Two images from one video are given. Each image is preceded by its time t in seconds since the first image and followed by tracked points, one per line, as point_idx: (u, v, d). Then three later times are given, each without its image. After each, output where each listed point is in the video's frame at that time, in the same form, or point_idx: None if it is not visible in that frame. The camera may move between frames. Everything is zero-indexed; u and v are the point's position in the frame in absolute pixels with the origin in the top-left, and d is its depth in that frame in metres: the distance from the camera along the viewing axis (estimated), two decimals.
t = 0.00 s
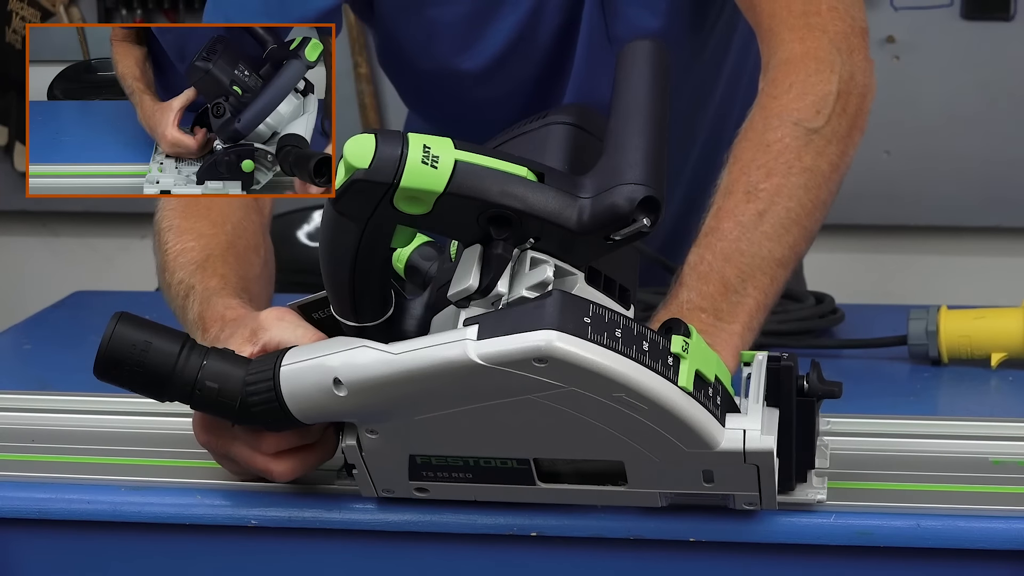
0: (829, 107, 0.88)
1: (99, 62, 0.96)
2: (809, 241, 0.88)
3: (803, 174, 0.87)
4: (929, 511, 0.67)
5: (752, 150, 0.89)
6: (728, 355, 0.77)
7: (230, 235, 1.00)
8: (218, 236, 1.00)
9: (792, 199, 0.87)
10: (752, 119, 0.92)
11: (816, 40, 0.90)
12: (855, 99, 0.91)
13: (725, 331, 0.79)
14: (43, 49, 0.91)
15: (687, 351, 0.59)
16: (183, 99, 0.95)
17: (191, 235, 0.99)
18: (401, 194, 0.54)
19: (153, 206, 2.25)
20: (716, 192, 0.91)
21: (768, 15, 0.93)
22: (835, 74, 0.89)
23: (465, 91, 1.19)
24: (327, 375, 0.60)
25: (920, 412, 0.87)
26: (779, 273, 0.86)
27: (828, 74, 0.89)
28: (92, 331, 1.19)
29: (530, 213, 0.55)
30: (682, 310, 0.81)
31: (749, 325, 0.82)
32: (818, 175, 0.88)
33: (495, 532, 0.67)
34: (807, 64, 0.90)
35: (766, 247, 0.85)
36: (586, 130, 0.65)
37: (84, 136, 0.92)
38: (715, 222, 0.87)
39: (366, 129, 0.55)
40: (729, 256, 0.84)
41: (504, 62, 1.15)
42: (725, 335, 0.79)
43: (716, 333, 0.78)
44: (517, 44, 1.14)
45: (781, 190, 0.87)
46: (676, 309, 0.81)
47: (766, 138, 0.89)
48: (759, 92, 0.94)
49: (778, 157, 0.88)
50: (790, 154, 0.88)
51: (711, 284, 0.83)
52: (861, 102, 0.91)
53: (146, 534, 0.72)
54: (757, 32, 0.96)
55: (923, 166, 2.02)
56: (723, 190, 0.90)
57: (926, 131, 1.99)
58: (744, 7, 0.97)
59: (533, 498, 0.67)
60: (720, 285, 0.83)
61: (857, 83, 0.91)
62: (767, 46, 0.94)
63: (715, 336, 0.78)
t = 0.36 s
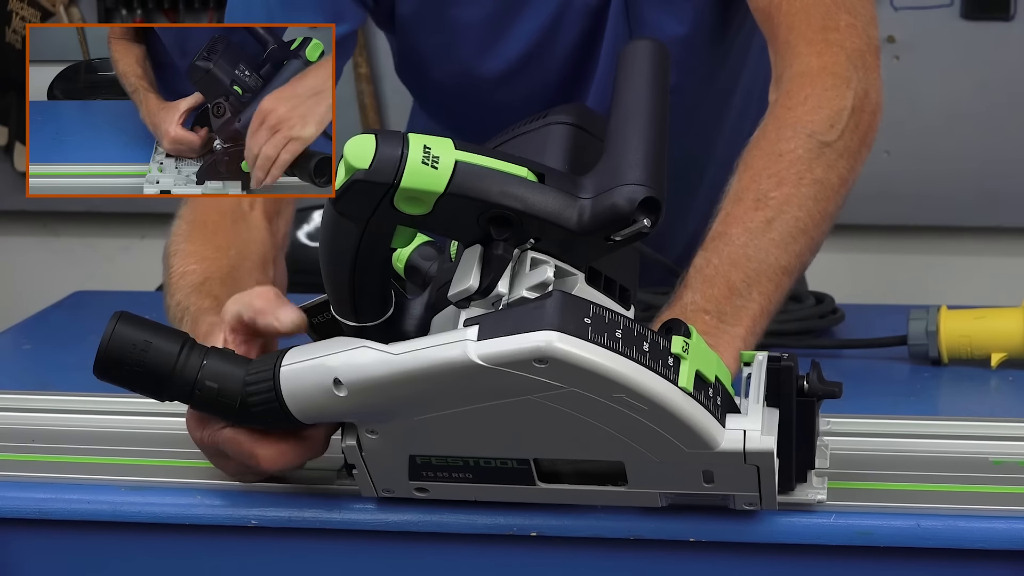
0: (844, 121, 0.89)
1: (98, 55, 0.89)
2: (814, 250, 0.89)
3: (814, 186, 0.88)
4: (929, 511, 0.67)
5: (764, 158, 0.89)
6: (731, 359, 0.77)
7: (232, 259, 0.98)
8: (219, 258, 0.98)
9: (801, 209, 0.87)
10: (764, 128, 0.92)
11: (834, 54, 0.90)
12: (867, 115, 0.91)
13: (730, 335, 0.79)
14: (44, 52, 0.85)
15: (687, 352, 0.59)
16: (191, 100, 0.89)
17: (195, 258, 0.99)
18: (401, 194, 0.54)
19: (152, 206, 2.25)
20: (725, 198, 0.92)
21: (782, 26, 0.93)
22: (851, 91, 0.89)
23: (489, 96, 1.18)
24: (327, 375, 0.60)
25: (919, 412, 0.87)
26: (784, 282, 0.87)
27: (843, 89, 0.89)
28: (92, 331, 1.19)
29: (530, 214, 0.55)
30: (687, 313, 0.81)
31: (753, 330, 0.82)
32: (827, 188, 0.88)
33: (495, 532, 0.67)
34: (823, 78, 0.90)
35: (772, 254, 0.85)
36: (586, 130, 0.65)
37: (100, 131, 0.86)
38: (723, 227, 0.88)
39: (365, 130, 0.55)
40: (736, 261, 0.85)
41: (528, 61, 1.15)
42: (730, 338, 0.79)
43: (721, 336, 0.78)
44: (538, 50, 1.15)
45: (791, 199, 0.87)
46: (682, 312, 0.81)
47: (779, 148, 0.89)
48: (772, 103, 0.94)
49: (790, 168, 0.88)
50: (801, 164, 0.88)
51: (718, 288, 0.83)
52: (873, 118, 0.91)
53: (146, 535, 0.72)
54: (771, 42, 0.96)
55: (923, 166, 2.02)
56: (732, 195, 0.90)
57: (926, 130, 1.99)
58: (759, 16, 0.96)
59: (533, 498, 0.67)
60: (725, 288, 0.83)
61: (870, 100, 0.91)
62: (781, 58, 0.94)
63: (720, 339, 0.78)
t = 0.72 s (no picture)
0: (842, 120, 0.88)
1: (97, 55, 0.87)
2: (814, 249, 0.88)
3: (812, 185, 0.87)
4: (929, 511, 0.67)
5: (763, 158, 0.89)
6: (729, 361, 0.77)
7: (276, 252, 1.02)
8: (264, 253, 1.02)
9: (800, 208, 0.86)
10: (763, 127, 0.92)
11: (832, 52, 0.90)
12: (866, 113, 0.90)
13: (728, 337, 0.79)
14: (44, 52, 0.84)
15: (687, 359, 0.59)
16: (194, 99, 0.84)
17: (240, 254, 1.02)
18: (398, 205, 0.54)
19: (152, 205, 2.24)
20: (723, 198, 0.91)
21: (780, 25, 0.93)
22: (849, 89, 0.89)
23: (492, 101, 1.19)
24: (326, 384, 0.60)
25: (919, 411, 0.87)
26: (783, 281, 0.86)
27: (841, 87, 0.89)
28: (92, 331, 1.19)
29: (529, 223, 0.55)
30: (685, 314, 0.80)
31: (751, 329, 0.82)
32: (826, 186, 0.88)
33: (495, 532, 0.67)
34: (821, 76, 0.89)
35: (771, 254, 0.85)
36: (585, 131, 0.65)
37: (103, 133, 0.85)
38: (722, 227, 0.88)
39: (362, 138, 0.55)
40: (734, 261, 0.84)
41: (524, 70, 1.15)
42: (727, 340, 0.79)
43: (719, 338, 0.78)
44: (540, 53, 1.14)
45: (789, 199, 0.86)
46: (680, 313, 0.81)
47: (777, 147, 0.89)
48: (771, 101, 0.93)
49: (789, 167, 0.87)
50: (800, 163, 0.87)
51: (716, 288, 0.83)
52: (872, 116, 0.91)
53: (145, 534, 0.72)
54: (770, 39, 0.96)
55: (924, 166, 2.01)
56: (731, 195, 0.89)
57: (926, 129, 1.98)
58: (759, 15, 0.96)
59: (533, 499, 0.67)
60: (723, 288, 0.83)
61: (869, 98, 0.91)
62: (780, 56, 0.94)
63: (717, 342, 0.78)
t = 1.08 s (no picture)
0: (840, 111, 0.88)
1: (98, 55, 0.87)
2: (815, 243, 0.88)
3: (811, 178, 0.87)
4: (928, 511, 0.67)
5: (762, 151, 0.89)
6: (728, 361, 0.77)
7: (286, 249, 1.02)
8: (274, 249, 1.01)
9: (799, 202, 0.86)
10: (762, 121, 0.92)
11: (830, 42, 0.89)
12: (866, 103, 0.90)
13: (726, 336, 0.79)
14: (43, 52, 0.84)
15: (686, 364, 0.59)
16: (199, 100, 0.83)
17: (251, 250, 1.02)
18: (396, 213, 0.54)
19: (153, 204, 2.24)
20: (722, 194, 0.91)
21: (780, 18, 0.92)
22: (847, 80, 0.88)
23: (496, 99, 1.19)
24: (325, 389, 0.60)
25: (919, 411, 0.87)
26: (782, 276, 0.86)
27: (839, 78, 0.88)
28: (92, 331, 1.18)
29: (527, 230, 0.55)
30: (684, 313, 0.80)
31: (750, 327, 0.81)
32: (825, 178, 0.88)
33: (495, 532, 0.68)
34: (819, 67, 0.89)
35: (769, 249, 0.84)
36: (585, 133, 0.65)
37: (104, 132, 0.84)
38: (720, 222, 0.87)
39: (360, 146, 0.55)
40: (732, 257, 0.84)
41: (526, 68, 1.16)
42: (725, 339, 0.79)
43: (716, 337, 0.78)
44: (544, 48, 1.15)
45: (787, 193, 0.86)
46: (679, 312, 0.81)
47: (774, 140, 0.89)
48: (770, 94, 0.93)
49: (787, 161, 0.87)
50: (798, 156, 0.87)
51: (715, 286, 0.83)
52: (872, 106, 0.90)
53: (145, 533, 0.72)
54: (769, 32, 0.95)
55: (925, 168, 2.01)
56: (729, 191, 0.89)
57: (926, 129, 1.98)
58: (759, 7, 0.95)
59: (532, 500, 0.67)
60: (721, 285, 0.83)
61: (869, 87, 0.90)
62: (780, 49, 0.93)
63: (716, 341, 0.78)
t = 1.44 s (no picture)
0: (818, 90, 0.87)
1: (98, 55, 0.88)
2: (808, 229, 0.87)
3: (797, 162, 0.86)
4: (928, 511, 0.67)
5: (744, 138, 0.88)
6: (723, 357, 0.76)
7: (288, 251, 1.02)
8: (275, 251, 1.02)
9: (784, 187, 0.86)
10: (746, 107, 0.91)
11: (807, 19, 0.89)
12: (849, 78, 0.89)
13: (720, 333, 0.79)
14: (44, 52, 0.83)
15: (686, 363, 0.59)
16: (206, 103, 0.83)
17: (252, 251, 1.02)
18: (396, 212, 0.54)
19: (153, 204, 2.24)
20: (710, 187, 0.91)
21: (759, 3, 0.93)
22: (825, 56, 0.88)
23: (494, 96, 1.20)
24: (324, 389, 0.60)
25: (919, 411, 0.87)
26: (775, 266, 0.85)
27: (816, 56, 0.88)
28: (91, 331, 1.18)
29: (526, 229, 0.55)
30: (678, 312, 0.80)
31: (745, 321, 0.82)
32: (811, 160, 0.87)
33: (495, 532, 0.68)
34: (795, 48, 0.89)
35: (759, 239, 0.84)
36: (585, 133, 0.65)
37: (104, 133, 0.84)
38: (708, 214, 0.87)
39: (360, 145, 0.55)
40: (721, 251, 0.84)
41: (525, 66, 1.16)
42: (718, 336, 0.78)
43: (710, 335, 0.78)
44: (542, 44, 1.14)
45: (771, 178, 0.86)
46: (671, 311, 0.81)
47: (755, 125, 0.88)
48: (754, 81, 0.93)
49: (768, 145, 0.87)
50: (779, 139, 0.87)
51: (706, 283, 0.82)
52: (855, 83, 0.89)
53: (145, 533, 0.72)
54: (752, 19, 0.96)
55: (925, 167, 2.01)
56: (717, 182, 0.89)
57: (926, 129, 1.98)
58: None
59: (532, 500, 0.67)
60: (712, 281, 0.82)
61: (849, 62, 0.89)
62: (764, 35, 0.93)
63: (710, 338, 0.78)
